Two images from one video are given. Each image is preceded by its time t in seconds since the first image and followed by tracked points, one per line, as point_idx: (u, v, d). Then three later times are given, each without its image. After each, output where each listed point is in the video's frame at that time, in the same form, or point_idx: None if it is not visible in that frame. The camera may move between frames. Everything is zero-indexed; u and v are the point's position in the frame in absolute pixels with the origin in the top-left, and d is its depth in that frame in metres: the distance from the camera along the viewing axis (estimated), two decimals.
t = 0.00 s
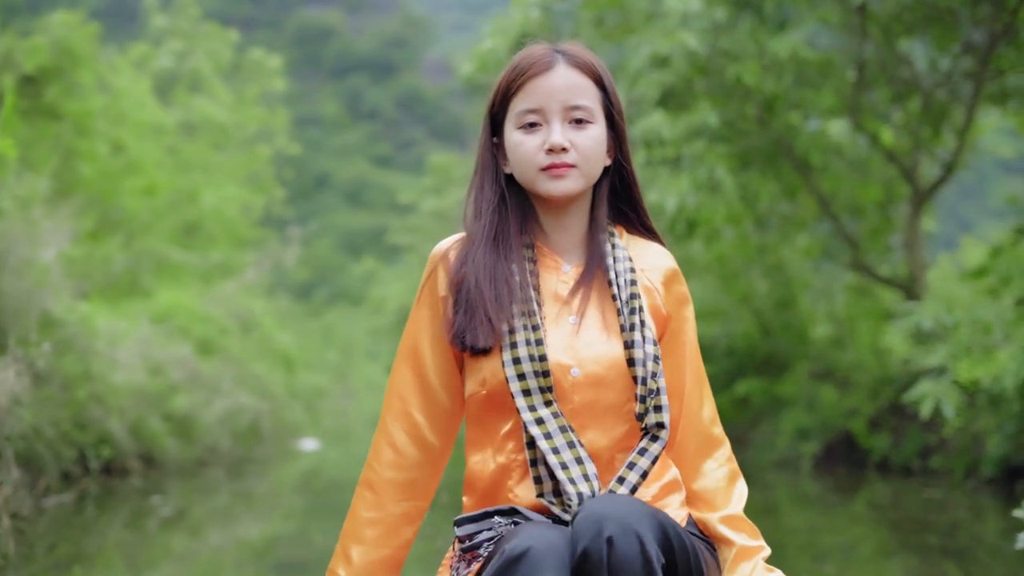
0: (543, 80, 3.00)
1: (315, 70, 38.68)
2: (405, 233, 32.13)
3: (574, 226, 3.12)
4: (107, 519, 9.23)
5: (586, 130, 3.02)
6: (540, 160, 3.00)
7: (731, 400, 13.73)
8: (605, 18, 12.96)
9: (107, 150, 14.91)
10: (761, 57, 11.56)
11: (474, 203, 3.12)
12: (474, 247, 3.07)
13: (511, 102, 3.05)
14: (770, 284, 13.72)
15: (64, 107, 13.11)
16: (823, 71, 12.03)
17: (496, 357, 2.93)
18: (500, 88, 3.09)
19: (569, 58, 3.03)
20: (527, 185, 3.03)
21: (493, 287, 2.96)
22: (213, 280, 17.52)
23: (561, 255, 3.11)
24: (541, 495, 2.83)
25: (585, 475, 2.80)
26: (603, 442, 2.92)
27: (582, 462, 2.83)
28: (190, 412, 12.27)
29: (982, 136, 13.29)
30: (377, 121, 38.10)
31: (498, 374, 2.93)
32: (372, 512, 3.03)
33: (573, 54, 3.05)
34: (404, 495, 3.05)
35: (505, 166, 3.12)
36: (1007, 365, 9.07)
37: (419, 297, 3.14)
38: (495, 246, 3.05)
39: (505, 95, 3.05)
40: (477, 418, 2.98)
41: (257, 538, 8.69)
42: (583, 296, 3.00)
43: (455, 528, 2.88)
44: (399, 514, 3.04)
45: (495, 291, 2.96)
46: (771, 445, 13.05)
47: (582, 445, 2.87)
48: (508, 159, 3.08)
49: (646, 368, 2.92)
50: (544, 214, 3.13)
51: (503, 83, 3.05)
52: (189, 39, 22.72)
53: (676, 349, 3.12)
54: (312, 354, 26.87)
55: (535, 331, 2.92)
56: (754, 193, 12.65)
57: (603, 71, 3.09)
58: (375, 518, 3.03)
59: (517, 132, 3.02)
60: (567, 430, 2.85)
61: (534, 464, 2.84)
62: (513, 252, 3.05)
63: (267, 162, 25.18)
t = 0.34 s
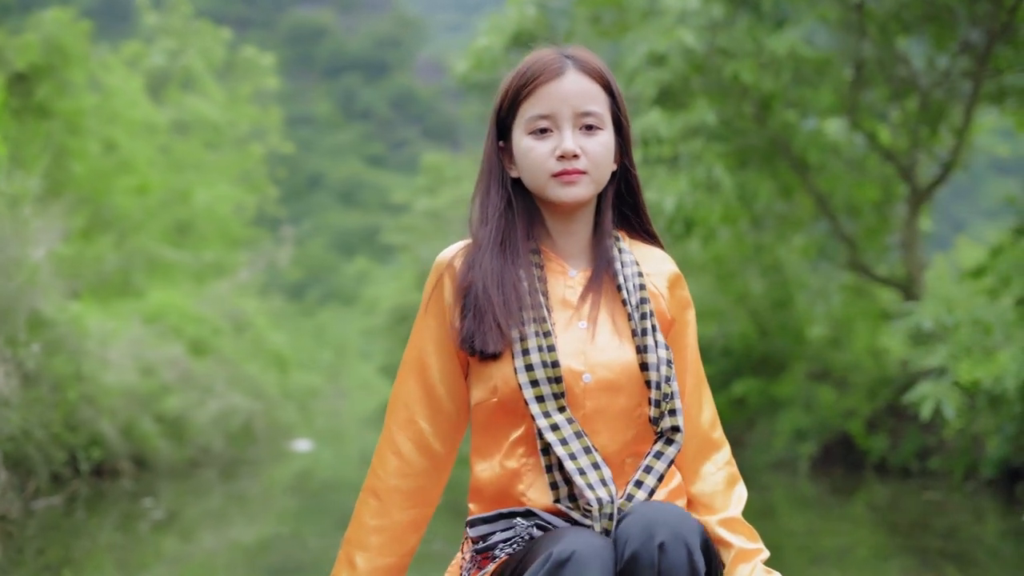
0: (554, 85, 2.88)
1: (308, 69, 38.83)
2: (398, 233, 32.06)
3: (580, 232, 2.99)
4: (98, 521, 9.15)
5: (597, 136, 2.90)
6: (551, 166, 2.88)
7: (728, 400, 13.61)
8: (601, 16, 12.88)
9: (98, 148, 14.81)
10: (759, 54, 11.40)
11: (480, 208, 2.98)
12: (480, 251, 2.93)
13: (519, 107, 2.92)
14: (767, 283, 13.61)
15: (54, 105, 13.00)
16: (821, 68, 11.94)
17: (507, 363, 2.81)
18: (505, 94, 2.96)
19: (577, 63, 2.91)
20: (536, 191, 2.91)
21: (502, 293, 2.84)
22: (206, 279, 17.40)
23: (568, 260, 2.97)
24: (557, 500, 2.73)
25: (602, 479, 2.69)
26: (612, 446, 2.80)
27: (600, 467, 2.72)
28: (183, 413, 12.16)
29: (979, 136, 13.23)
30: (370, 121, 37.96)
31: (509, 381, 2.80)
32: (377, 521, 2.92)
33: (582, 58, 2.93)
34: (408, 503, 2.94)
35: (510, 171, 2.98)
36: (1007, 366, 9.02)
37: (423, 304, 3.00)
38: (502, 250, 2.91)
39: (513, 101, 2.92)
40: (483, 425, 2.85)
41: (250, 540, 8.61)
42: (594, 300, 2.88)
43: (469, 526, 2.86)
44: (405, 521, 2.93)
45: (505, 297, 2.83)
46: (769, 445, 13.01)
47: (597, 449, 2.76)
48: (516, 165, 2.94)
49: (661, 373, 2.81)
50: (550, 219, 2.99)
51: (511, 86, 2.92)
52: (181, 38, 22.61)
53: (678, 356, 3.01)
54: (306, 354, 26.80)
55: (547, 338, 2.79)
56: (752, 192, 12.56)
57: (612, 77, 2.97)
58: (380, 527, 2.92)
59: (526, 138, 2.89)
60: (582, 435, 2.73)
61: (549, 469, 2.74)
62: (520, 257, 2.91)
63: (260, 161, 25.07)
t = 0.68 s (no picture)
0: (567, 90, 2.78)
1: (300, 68, 39.21)
2: (390, 232, 32.02)
3: (593, 235, 2.89)
4: (88, 523, 9.06)
5: (611, 141, 2.80)
6: (565, 171, 2.78)
7: (724, 401, 13.51)
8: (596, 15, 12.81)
9: (88, 147, 14.70)
10: (757, 52, 11.33)
11: (494, 211, 2.87)
12: (492, 255, 2.82)
13: (531, 111, 2.82)
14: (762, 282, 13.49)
15: (44, 104, 12.90)
16: (817, 65, 11.83)
17: (524, 368, 2.71)
18: (516, 97, 2.86)
19: (589, 68, 2.81)
20: (550, 195, 2.81)
21: (517, 298, 2.74)
22: (198, 278, 17.29)
23: (581, 263, 2.88)
24: (578, 505, 2.65)
25: (622, 485, 2.61)
26: (628, 451, 2.71)
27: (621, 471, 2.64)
28: (174, 414, 12.04)
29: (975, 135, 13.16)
30: (362, 121, 38.43)
31: (527, 387, 2.70)
32: (382, 528, 2.80)
33: (595, 63, 2.83)
34: (412, 508, 2.81)
35: (523, 175, 2.87)
36: (1008, 367, 8.95)
37: (432, 307, 2.88)
38: (516, 253, 2.81)
39: (525, 105, 2.82)
40: (498, 432, 2.75)
41: (243, 542, 8.51)
42: (610, 305, 2.79)
43: (485, 524, 2.73)
44: (409, 527, 2.81)
45: (521, 303, 2.73)
46: (766, 446, 12.96)
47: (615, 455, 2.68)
48: (529, 169, 2.84)
49: (679, 380, 2.74)
50: (563, 223, 2.89)
51: (523, 89, 2.82)
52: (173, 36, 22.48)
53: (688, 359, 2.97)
54: (299, 354, 26.72)
55: (565, 342, 2.71)
56: (749, 191, 12.45)
57: (622, 81, 2.88)
58: (384, 533, 2.80)
59: (540, 143, 2.79)
60: (602, 441, 2.65)
61: (570, 475, 2.65)
62: (535, 260, 2.81)
63: (252, 160, 24.95)
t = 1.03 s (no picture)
0: (581, 92, 2.92)
1: (292, 67, 40.44)
2: (383, 231, 31.96)
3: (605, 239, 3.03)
4: (77, 525, 8.93)
5: (623, 143, 2.93)
6: (579, 173, 2.91)
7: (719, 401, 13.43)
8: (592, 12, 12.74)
9: (78, 144, 14.55)
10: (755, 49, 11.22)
11: (508, 214, 3.01)
12: (507, 259, 2.95)
13: (544, 113, 2.96)
14: (758, 282, 13.35)
15: (33, 100, 12.75)
16: (814, 63, 11.69)
17: (540, 369, 2.84)
18: (529, 99, 3.00)
19: (602, 70, 2.95)
20: (565, 198, 2.94)
21: (534, 299, 2.86)
22: (189, 277, 17.15)
23: (594, 267, 3.02)
24: (598, 507, 2.78)
25: (638, 490, 2.75)
26: (643, 453, 2.85)
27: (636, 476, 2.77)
28: (165, 414, 11.89)
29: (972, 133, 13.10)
30: (353, 120, 39.80)
31: (544, 389, 2.83)
32: (388, 529, 2.93)
33: (607, 67, 2.97)
34: (417, 510, 2.95)
35: (535, 177, 3.01)
36: (1009, 367, 8.96)
37: (445, 312, 3.01)
38: (531, 256, 2.94)
39: (539, 107, 2.96)
40: (513, 432, 2.88)
41: (236, 545, 8.38)
42: (624, 308, 2.93)
43: (504, 522, 2.82)
44: (414, 529, 2.94)
45: (536, 303, 2.85)
46: (762, 447, 12.86)
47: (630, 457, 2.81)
48: (542, 170, 2.98)
49: (692, 382, 2.88)
50: (576, 225, 3.03)
51: (538, 90, 2.96)
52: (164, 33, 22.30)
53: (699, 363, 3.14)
54: (291, 354, 26.60)
55: (582, 344, 2.84)
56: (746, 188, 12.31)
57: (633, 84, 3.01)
58: (390, 536, 2.93)
59: (554, 145, 2.93)
60: (620, 444, 2.78)
61: (589, 478, 2.79)
62: (549, 263, 2.94)
63: (244, 158, 24.80)
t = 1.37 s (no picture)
0: (590, 93, 2.86)
1: (280, 67, 41.33)
2: (372, 230, 31.92)
3: (611, 241, 2.98)
4: (63, 527, 8.81)
5: (631, 144, 2.87)
6: (586, 175, 2.85)
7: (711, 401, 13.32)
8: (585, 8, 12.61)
9: (66, 142, 14.42)
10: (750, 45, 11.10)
11: (515, 214, 2.95)
12: (515, 261, 2.90)
13: (551, 113, 2.90)
14: (751, 282, 13.26)
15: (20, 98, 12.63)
16: (808, 61, 11.58)
17: (549, 369, 2.79)
18: (536, 100, 2.93)
19: (610, 72, 2.89)
20: (573, 199, 2.88)
21: (542, 301, 2.81)
22: (177, 277, 17.01)
23: (601, 267, 2.97)
24: (608, 509, 2.72)
25: (645, 492, 2.70)
26: (650, 455, 2.81)
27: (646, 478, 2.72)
28: (152, 415, 11.74)
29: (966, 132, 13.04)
30: (342, 119, 40.49)
31: (551, 390, 2.78)
32: (393, 533, 2.86)
33: (614, 68, 2.91)
34: (422, 513, 2.88)
35: (541, 177, 2.96)
36: (1007, 368, 8.85)
37: (449, 314, 2.94)
38: (537, 258, 2.88)
39: (546, 108, 2.90)
40: (519, 433, 2.83)
41: (224, 546, 8.27)
42: (630, 310, 2.88)
43: (512, 526, 2.75)
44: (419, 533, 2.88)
45: (543, 306, 2.80)
46: (755, 448, 12.75)
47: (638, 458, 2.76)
48: (548, 172, 2.92)
49: (698, 385, 2.84)
50: (582, 226, 2.98)
51: (546, 90, 2.90)
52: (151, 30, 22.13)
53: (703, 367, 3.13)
54: (280, 354, 26.49)
55: (589, 344, 2.79)
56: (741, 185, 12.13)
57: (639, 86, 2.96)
58: (394, 540, 2.86)
59: (562, 146, 2.87)
60: (628, 445, 2.73)
61: (599, 479, 2.73)
62: (556, 265, 2.88)
63: (233, 157, 24.66)
